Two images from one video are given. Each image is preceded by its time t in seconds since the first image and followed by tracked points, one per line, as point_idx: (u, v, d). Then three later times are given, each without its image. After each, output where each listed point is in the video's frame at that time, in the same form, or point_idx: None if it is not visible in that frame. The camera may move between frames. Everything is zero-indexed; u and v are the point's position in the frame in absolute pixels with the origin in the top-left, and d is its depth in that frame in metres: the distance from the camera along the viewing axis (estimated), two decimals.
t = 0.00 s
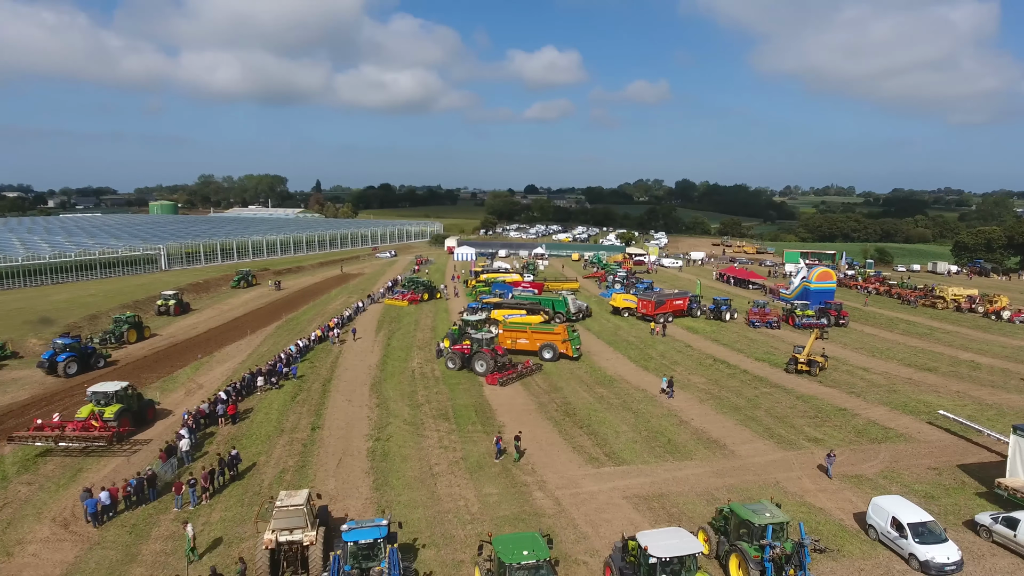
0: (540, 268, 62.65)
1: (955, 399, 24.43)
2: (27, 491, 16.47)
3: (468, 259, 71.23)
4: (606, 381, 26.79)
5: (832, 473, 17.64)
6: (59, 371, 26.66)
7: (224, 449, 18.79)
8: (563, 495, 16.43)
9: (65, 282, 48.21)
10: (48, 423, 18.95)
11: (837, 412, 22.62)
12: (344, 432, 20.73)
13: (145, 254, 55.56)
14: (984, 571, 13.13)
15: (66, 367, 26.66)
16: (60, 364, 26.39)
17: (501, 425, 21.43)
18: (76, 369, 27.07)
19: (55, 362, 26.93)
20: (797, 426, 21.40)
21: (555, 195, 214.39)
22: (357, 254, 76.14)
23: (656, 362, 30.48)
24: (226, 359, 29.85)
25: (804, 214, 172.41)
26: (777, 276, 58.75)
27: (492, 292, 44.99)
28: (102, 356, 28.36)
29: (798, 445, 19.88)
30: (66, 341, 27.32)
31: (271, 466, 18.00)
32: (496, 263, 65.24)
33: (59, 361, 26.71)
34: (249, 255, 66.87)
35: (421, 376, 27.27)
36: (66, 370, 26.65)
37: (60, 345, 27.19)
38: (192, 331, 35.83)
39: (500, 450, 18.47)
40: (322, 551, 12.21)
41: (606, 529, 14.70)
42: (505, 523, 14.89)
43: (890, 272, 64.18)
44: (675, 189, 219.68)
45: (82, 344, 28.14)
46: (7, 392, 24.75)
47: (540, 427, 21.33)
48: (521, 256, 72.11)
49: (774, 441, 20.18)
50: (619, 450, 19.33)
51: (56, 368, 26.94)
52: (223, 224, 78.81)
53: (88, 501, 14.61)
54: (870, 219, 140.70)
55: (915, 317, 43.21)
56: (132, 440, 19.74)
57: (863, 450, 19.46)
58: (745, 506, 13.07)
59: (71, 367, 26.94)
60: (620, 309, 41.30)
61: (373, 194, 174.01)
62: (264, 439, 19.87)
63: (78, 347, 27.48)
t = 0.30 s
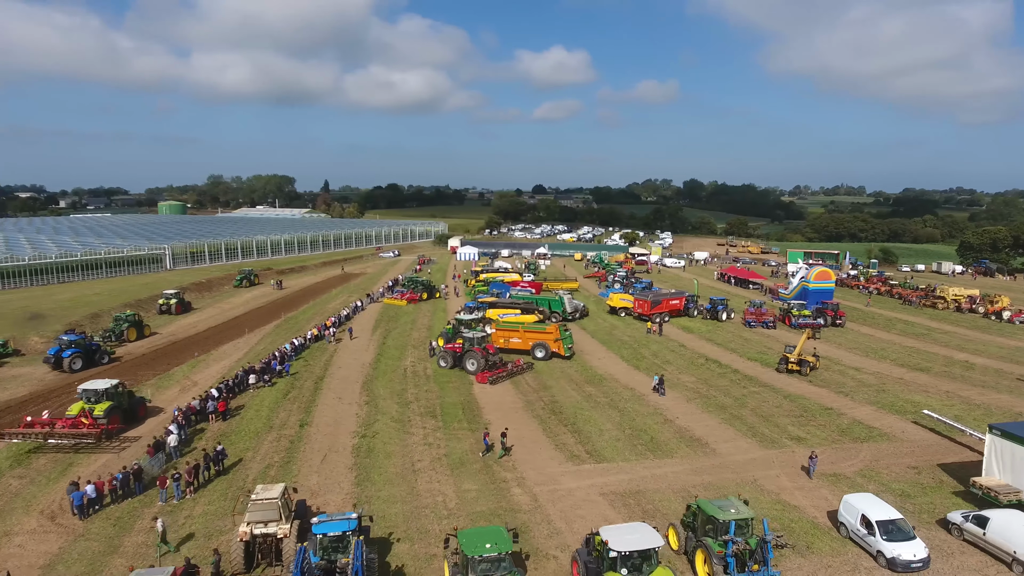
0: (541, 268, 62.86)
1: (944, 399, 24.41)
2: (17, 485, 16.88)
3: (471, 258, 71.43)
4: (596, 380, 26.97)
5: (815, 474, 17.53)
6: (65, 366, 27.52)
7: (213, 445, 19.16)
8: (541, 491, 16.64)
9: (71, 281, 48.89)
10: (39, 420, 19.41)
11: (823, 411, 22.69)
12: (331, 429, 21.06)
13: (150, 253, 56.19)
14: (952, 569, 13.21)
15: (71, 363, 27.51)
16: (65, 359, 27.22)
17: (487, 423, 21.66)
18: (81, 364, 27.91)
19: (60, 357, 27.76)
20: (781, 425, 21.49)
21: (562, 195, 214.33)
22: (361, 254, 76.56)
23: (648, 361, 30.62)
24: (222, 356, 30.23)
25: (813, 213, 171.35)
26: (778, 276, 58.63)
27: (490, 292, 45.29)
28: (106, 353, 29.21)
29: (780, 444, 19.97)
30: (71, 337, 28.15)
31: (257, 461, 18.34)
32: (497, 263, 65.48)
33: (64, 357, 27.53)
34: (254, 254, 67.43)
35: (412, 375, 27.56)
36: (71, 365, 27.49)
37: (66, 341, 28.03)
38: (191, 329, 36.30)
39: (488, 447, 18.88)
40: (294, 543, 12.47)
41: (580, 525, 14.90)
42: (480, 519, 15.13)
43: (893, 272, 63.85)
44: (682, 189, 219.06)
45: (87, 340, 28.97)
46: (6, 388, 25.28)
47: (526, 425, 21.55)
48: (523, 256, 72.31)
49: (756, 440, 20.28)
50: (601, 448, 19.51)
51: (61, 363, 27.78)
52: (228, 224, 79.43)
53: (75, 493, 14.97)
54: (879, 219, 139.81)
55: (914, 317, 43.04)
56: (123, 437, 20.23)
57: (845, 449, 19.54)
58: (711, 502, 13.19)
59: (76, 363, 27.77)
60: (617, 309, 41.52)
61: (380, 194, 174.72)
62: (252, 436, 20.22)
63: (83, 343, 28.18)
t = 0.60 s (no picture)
0: (541, 267, 63.07)
1: (930, 398, 24.47)
2: (7, 480, 17.24)
3: (471, 258, 71.65)
4: (584, 378, 27.16)
5: (798, 475, 17.43)
6: (67, 363, 28.31)
7: (199, 442, 19.47)
8: (519, 487, 16.87)
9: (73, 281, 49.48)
10: (28, 418, 19.77)
11: (807, 410, 22.82)
12: (317, 426, 21.34)
13: (152, 253, 56.74)
14: (918, 565, 13.33)
15: (73, 360, 28.30)
16: (67, 356, 28.00)
17: (472, 421, 21.90)
18: (82, 361, 28.69)
19: (63, 354, 28.58)
20: (764, 423, 21.64)
21: (567, 195, 214.32)
22: (362, 253, 76.96)
23: (639, 360, 30.76)
24: (216, 354, 30.58)
25: (818, 212, 170.67)
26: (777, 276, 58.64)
27: (486, 291, 45.53)
28: (107, 350, 30.04)
29: (761, 442, 20.12)
30: (73, 335, 28.97)
31: (241, 457, 18.63)
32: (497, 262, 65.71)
33: (66, 353, 28.35)
34: (255, 254, 67.95)
35: (403, 373, 27.85)
36: (73, 362, 28.29)
37: (69, 338, 28.85)
38: (188, 329, 36.70)
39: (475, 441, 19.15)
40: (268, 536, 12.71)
41: (553, 521, 15.10)
42: (455, 514, 15.36)
43: (894, 272, 63.70)
44: (687, 189, 218.59)
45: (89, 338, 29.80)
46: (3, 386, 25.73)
47: (510, 423, 21.78)
48: (524, 255, 72.54)
49: (738, 438, 20.40)
50: (582, 446, 19.71)
51: (63, 360, 28.60)
52: (231, 224, 80.00)
53: (59, 488, 15.29)
54: (884, 218, 139.15)
55: (910, 317, 43.01)
56: (111, 434, 20.63)
57: (825, 447, 19.67)
58: (678, 499, 13.34)
59: (77, 359, 28.55)
60: (612, 309, 41.71)
61: (385, 194, 175.30)
62: (239, 433, 20.53)
63: (85, 340, 28.94)
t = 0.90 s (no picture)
0: (538, 267, 63.28)
1: (914, 397, 24.56)
2: None
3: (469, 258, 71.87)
4: (572, 377, 27.34)
5: (778, 475, 17.45)
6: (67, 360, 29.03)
7: (185, 439, 19.72)
8: (496, 484, 17.07)
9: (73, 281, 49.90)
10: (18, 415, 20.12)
11: (789, 409, 22.95)
12: (303, 424, 21.58)
13: (151, 253, 57.12)
14: (884, 562, 13.46)
15: (73, 358, 29.03)
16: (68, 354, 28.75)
17: (456, 419, 22.13)
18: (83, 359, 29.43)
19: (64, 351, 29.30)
20: (746, 421, 21.78)
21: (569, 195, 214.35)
22: (361, 253, 77.27)
23: (628, 359, 30.92)
24: (209, 353, 30.87)
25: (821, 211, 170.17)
26: (774, 275, 58.69)
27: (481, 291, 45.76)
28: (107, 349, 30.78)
29: (741, 440, 20.26)
30: (75, 333, 29.75)
31: (226, 454, 18.89)
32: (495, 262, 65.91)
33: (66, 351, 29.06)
34: (255, 254, 68.33)
35: (392, 372, 28.08)
36: (74, 360, 29.03)
37: (70, 336, 29.61)
38: (184, 327, 37.03)
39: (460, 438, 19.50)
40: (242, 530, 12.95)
41: (527, 516, 15.29)
42: (431, 510, 15.58)
43: (892, 271, 63.67)
44: (690, 189, 218.42)
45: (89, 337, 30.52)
46: None
47: (493, 421, 21.98)
48: (522, 255, 72.71)
49: (718, 436, 20.57)
50: (563, 443, 19.90)
51: (64, 357, 29.32)
52: (231, 224, 80.45)
53: (43, 483, 15.57)
54: (887, 218, 138.61)
55: (904, 317, 43.03)
56: (100, 431, 20.97)
57: (804, 445, 19.79)
58: (647, 494, 13.48)
59: (78, 357, 29.28)
60: (605, 308, 41.89)
61: (387, 194, 175.71)
62: (226, 430, 20.79)
63: (85, 337, 29.76)
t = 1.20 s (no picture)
0: (534, 267, 63.46)
1: (897, 395, 24.71)
2: None
3: (467, 258, 72.09)
4: (558, 376, 27.54)
5: (757, 475, 17.47)
6: (66, 357, 29.55)
7: (170, 436, 19.98)
8: (474, 481, 17.29)
9: (71, 281, 50.23)
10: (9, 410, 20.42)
11: (771, 408, 23.11)
12: (288, 422, 21.83)
13: (149, 253, 57.46)
14: (851, 558, 13.61)
15: (72, 355, 29.59)
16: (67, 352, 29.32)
17: (440, 417, 22.35)
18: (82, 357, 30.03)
19: (63, 348, 29.81)
20: (727, 420, 21.96)
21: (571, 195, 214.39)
22: (359, 253, 77.51)
23: (617, 358, 31.11)
24: (201, 352, 31.11)
25: (823, 211, 169.84)
26: (770, 275, 58.79)
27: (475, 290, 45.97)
28: (105, 346, 31.36)
29: (720, 438, 20.44)
30: (74, 331, 30.30)
31: (210, 451, 19.15)
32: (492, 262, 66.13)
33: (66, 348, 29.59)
34: (253, 254, 68.67)
35: (381, 371, 28.33)
36: (72, 357, 29.60)
37: (69, 334, 30.13)
38: (178, 327, 37.34)
39: (447, 433, 19.80)
40: (217, 524, 13.17)
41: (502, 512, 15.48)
42: (408, 506, 15.80)
43: (888, 271, 63.71)
44: (692, 189, 218.28)
45: (87, 334, 31.03)
46: None
47: (477, 419, 22.20)
48: (519, 255, 72.90)
49: (698, 434, 20.75)
50: (544, 441, 20.10)
51: (63, 354, 29.82)
52: (230, 224, 80.85)
53: (26, 479, 15.82)
54: (888, 218, 138.31)
55: (897, 317, 43.12)
56: (89, 428, 21.24)
57: (783, 443, 19.96)
58: (615, 491, 13.65)
59: (77, 355, 29.84)
60: (598, 308, 42.10)
61: (388, 194, 176.05)
62: (211, 428, 21.04)
63: (84, 335, 30.39)
